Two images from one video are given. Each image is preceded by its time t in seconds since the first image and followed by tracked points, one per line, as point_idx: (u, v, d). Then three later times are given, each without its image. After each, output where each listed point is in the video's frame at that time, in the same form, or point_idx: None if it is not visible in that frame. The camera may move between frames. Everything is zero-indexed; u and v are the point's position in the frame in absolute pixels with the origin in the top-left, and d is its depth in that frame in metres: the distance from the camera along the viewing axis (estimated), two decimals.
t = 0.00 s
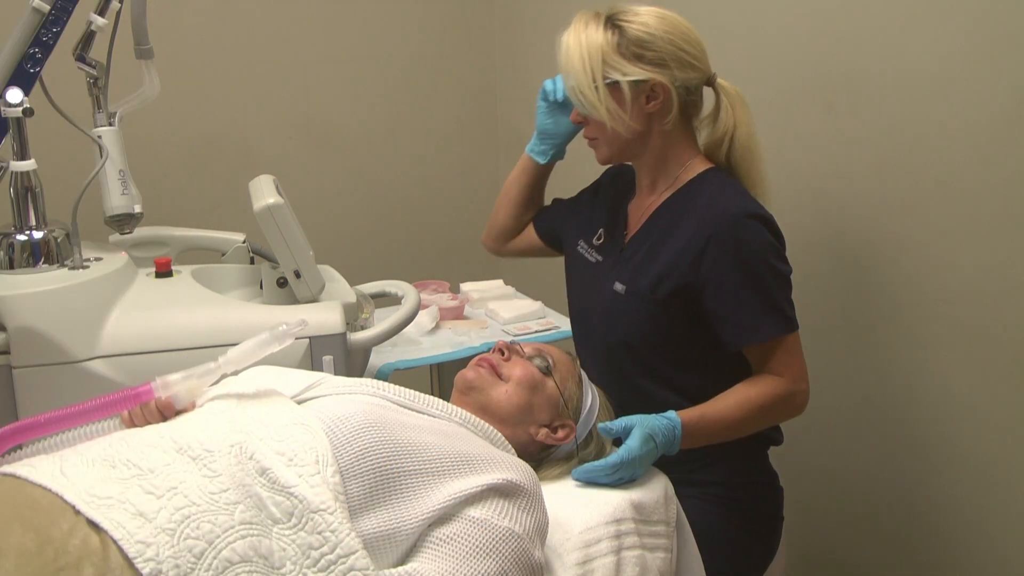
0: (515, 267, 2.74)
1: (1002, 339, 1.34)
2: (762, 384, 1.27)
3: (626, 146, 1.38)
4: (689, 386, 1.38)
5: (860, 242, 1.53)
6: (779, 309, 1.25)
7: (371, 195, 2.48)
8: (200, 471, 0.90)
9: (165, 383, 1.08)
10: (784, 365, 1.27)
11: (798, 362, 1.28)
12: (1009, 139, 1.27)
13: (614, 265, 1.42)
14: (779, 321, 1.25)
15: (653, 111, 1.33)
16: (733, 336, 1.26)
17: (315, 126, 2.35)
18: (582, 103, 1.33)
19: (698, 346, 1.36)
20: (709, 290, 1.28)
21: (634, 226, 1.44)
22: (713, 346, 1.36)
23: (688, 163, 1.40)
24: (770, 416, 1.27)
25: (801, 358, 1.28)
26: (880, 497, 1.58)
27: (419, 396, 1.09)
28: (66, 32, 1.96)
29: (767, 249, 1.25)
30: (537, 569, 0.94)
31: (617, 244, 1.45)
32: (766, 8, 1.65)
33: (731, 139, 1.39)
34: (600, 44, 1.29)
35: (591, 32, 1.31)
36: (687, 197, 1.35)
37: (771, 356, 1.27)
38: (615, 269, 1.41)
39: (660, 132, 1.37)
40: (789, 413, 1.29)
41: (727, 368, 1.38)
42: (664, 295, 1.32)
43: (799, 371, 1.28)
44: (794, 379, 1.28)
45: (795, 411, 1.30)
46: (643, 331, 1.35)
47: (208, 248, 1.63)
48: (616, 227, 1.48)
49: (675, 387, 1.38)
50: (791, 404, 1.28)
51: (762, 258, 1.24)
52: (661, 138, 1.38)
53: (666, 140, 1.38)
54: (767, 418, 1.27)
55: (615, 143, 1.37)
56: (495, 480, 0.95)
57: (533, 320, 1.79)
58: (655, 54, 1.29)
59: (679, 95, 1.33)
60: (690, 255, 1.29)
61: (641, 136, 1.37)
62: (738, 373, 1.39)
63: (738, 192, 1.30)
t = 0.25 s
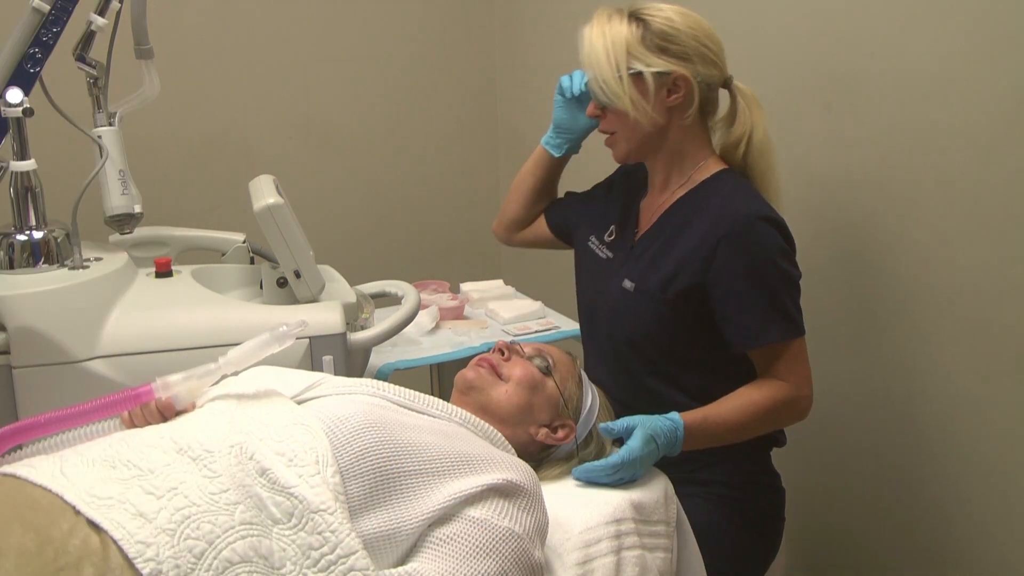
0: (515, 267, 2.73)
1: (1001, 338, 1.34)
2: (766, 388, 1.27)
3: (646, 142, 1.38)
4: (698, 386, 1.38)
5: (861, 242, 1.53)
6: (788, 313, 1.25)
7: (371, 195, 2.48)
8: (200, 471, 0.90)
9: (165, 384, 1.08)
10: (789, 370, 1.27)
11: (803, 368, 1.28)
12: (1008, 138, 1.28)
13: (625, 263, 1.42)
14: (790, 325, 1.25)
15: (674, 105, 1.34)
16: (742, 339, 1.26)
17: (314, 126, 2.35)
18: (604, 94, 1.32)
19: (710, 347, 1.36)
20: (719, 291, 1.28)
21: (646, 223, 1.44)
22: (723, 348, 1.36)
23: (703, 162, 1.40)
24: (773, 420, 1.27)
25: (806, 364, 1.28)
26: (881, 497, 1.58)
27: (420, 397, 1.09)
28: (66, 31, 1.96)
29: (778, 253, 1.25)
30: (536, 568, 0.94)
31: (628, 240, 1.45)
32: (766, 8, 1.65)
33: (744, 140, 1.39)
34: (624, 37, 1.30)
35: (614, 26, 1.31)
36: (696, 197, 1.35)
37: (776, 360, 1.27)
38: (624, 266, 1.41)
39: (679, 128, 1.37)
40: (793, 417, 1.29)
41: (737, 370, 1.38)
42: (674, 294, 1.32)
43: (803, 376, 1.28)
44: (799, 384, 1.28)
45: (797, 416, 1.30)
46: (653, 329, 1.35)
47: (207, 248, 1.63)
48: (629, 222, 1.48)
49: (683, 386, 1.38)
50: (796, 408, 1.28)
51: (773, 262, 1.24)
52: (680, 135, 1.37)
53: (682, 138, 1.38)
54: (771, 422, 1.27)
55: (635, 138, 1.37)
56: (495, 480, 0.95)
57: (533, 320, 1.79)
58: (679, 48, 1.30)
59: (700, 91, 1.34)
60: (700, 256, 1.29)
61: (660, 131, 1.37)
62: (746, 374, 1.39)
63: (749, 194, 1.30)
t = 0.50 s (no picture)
0: (514, 267, 2.73)
1: (1000, 338, 1.34)
2: (772, 393, 1.27)
3: (658, 134, 1.37)
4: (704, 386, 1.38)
5: (862, 240, 1.53)
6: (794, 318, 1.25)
7: (371, 194, 2.48)
8: (200, 472, 0.91)
9: (165, 385, 1.08)
10: (794, 375, 1.27)
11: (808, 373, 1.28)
12: (1007, 138, 1.28)
13: (633, 262, 1.42)
14: (796, 328, 1.25)
15: (691, 103, 1.34)
16: (747, 341, 1.26)
17: (315, 126, 2.35)
18: (623, 85, 1.33)
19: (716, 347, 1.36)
20: (726, 292, 1.28)
21: (656, 223, 1.44)
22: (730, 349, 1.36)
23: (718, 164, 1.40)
24: (776, 424, 1.28)
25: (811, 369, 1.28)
26: (881, 496, 1.58)
27: (421, 397, 1.09)
28: (66, 31, 1.96)
29: (784, 257, 1.24)
30: (537, 568, 0.94)
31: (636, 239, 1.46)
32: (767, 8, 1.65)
33: (756, 144, 1.39)
34: (648, 31, 1.31)
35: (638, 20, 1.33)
36: (704, 198, 1.35)
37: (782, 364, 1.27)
38: (633, 265, 1.41)
39: (694, 126, 1.37)
40: (797, 421, 1.30)
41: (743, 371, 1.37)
42: (681, 294, 1.32)
43: (808, 382, 1.28)
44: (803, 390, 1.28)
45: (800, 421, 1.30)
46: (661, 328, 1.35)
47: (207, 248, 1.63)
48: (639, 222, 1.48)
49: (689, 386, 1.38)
50: (800, 413, 1.29)
51: (779, 266, 1.24)
52: (694, 133, 1.38)
53: (697, 138, 1.38)
54: (774, 426, 1.27)
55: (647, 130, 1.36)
56: (496, 480, 0.95)
57: (533, 320, 1.79)
58: (700, 46, 1.31)
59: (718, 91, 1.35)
60: (707, 257, 1.29)
61: (674, 127, 1.37)
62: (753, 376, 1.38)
63: (755, 196, 1.30)
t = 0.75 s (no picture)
0: (514, 267, 2.73)
1: (1000, 338, 1.34)
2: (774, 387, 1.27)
3: (659, 128, 1.37)
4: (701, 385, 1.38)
5: (862, 238, 1.53)
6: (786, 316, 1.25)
7: (371, 194, 2.48)
8: (200, 472, 0.91)
9: (165, 385, 1.08)
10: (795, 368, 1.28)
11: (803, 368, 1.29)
12: (1007, 137, 1.28)
13: (630, 262, 1.42)
14: (793, 328, 1.25)
15: (694, 103, 1.34)
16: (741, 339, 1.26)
17: (314, 126, 2.35)
18: (632, 74, 1.33)
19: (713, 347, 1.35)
20: (721, 292, 1.27)
21: (652, 223, 1.45)
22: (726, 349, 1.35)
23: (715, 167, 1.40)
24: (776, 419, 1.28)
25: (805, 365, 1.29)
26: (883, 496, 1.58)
27: (421, 398, 1.09)
28: (66, 30, 1.96)
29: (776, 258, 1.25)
30: (536, 568, 0.94)
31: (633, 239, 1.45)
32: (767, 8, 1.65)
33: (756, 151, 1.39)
34: (662, 25, 1.31)
35: (653, 13, 1.33)
36: (699, 198, 1.35)
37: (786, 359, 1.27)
38: (630, 265, 1.41)
39: (695, 127, 1.37)
40: (795, 421, 1.30)
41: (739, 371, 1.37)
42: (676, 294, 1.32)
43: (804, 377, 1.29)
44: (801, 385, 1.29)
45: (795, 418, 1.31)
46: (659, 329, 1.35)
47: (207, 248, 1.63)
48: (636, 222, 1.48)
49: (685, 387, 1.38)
50: (799, 412, 1.29)
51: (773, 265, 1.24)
52: (695, 134, 1.38)
53: (696, 139, 1.39)
54: (773, 423, 1.27)
55: (648, 123, 1.36)
56: (496, 480, 0.95)
57: (533, 319, 1.79)
58: (709, 46, 1.32)
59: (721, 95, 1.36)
60: (703, 256, 1.29)
61: (674, 125, 1.37)
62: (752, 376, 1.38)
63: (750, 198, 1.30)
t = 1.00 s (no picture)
0: (514, 268, 2.73)
1: (1000, 336, 1.35)
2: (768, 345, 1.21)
3: (630, 128, 1.38)
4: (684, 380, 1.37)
5: (862, 238, 1.54)
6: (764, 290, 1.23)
7: (371, 194, 2.48)
8: (200, 471, 0.91)
9: (165, 384, 1.08)
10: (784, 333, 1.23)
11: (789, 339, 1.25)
12: (1009, 136, 1.29)
13: (603, 262, 1.43)
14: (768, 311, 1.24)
15: (667, 109, 1.35)
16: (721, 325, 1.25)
17: (315, 126, 2.35)
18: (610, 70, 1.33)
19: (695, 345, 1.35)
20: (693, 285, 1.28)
21: (625, 222, 1.46)
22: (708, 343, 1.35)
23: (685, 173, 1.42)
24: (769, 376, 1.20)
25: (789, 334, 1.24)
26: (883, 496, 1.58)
27: (421, 398, 1.09)
28: (67, 30, 1.96)
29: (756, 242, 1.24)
30: (537, 568, 0.94)
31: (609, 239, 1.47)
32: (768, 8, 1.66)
33: (724, 158, 1.42)
34: (648, 28, 1.29)
35: (639, 13, 1.30)
36: (669, 196, 1.36)
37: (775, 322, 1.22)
38: (603, 266, 1.42)
39: (665, 133, 1.39)
40: (784, 395, 1.22)
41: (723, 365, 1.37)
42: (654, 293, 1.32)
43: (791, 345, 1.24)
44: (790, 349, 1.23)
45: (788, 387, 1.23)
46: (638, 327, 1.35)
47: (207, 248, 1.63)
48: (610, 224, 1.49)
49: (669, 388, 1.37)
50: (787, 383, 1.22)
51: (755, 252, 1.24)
52: (664, 139, 1.39)
53: (667, 143, 1.40)
54: (766, 386, 1.20)
55: (619, 125, 1.38)
56: (496, 480, 0.95)
57: (533, 319, 1.79)
58: (687, 53, 1.31)
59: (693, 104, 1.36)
60: (673, 252, 1.30)
61: (645, 129, 1.39)
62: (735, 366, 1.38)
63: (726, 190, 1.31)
